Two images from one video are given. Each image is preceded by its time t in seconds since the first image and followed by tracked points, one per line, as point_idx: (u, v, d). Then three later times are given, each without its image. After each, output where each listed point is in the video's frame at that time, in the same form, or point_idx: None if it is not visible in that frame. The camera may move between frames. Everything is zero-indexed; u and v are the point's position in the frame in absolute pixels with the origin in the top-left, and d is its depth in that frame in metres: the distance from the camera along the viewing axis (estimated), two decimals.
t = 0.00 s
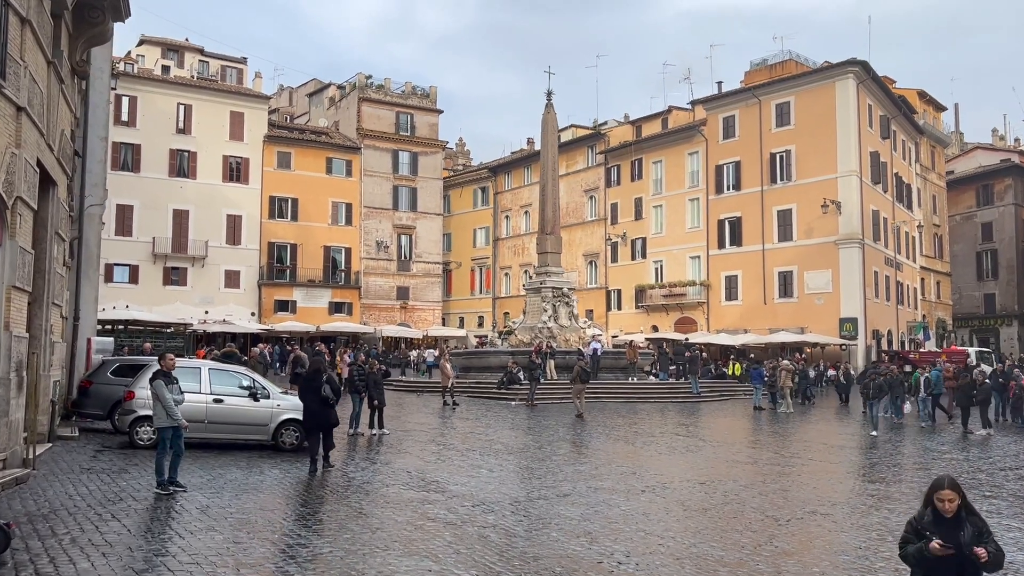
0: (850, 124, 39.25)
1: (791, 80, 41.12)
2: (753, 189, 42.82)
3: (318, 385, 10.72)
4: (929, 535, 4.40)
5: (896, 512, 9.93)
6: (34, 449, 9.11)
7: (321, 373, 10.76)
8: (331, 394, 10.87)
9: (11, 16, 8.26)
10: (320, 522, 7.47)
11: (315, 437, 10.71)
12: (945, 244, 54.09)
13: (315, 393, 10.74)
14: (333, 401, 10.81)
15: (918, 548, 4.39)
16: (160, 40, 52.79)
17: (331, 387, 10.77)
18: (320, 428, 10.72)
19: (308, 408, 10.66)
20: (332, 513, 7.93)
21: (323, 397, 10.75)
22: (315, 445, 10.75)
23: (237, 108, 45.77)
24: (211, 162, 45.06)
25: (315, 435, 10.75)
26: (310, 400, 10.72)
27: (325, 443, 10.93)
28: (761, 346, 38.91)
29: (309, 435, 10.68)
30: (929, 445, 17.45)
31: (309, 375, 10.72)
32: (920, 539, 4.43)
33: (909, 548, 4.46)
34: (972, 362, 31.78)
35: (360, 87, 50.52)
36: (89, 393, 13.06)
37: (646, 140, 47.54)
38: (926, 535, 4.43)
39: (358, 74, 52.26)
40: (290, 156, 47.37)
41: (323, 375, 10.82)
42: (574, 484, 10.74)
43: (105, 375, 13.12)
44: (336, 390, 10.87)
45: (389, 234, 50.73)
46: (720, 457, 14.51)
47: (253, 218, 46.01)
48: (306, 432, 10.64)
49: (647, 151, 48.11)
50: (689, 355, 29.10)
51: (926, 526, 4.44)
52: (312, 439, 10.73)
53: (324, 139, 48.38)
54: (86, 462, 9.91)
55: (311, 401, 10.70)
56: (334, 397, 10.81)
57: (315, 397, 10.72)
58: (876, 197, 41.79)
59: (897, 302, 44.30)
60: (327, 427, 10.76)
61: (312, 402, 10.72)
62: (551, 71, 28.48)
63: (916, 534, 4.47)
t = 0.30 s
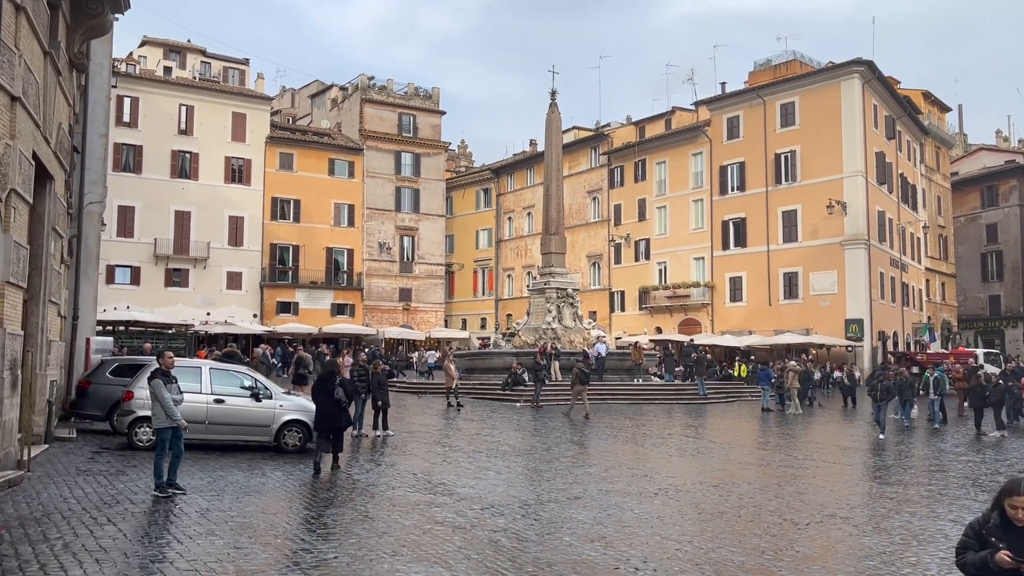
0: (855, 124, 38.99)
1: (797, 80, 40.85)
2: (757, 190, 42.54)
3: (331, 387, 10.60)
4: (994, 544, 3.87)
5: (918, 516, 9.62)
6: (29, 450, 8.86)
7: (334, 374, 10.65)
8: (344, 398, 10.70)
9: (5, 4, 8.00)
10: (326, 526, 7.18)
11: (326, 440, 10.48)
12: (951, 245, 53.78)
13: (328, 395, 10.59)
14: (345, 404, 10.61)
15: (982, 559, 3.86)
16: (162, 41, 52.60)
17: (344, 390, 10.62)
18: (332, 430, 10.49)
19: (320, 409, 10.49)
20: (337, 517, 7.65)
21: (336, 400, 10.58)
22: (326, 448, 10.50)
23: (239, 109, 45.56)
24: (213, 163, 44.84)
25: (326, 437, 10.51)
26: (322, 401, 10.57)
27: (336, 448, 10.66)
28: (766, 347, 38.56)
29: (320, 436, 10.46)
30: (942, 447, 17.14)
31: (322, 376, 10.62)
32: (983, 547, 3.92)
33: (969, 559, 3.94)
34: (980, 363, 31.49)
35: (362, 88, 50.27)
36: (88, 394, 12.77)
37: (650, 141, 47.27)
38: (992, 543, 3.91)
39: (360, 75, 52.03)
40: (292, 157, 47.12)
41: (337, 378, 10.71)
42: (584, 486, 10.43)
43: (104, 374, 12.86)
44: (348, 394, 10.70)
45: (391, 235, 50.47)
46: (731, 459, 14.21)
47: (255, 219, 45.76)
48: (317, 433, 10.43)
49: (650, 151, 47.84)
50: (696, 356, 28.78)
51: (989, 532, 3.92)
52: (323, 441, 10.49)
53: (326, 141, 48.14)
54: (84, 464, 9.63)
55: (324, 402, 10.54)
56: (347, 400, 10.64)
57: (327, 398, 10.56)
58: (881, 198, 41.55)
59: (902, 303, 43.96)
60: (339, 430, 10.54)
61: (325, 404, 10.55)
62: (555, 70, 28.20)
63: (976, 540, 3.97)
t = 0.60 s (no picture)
0: (862, 125, 38.69)
1: (802, 81, 40.56)
2: (763, 192, 42.23)
3: (343, 391, 10.54)
4: None
5: (942, 527, 9.27)
6: (22, 460, 8.55)
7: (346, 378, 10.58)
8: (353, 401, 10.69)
9: None
10: (330, 540, 6.86)
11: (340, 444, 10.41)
12: (957, 247, 53.46)
13: (340, 399, 10.52)
14: (359, 406, 10.60)
15: None
16: (163, 42, 52.36)
17: (355, 392, 10.59)
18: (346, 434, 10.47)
19: (335, 414, 10.42)
20: (342, 530, 7.33)
21: (348, 402, 10.53)
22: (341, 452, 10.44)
23: (241, 111, 45.30)
24: (214, 165, 44.57)
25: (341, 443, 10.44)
26: (335, 406, 10.49)
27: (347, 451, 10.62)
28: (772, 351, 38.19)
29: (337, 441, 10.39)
30: (958, 453, 16.81)
31: (335, 380, 10.53)
32: None
33: None
34: (989, 366, 31.19)
35: (364, 90, 50.01)
36: (84, 400, 12.47)
37: (653, 143, 46.98)
38: None
39: (362, 77, 51.76)
40: (293, 159, 46.84)
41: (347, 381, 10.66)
42: (596, 496, 10.10)
43: (101, 380, 12.55)
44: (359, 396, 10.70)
45: (393, 238, 50.21)
46: (743, 466, 13.88)
47: (257, 221, 45.47)
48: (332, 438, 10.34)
49: (654, 153, 47.54)
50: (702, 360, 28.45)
51: None
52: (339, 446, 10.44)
53: (328, 143, 47.86)
54: (79, 474, 9.29)
55: (337, 406, 10.46)
56: (360, 402, 10.62)
57: (341, 403, 10.50)
58: (888, 200, 41.26)
59: (909, 306, 43.65)
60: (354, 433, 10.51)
61: (337, 407, 10.47)
62: (560, 70, 27.89)
63: None
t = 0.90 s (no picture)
0: (867, 124, 38.40)
1: (807, 80, 40.27)
2: (767, 192, 41.94)
3: (353, 394, 10.32)
4: None
5: (968, 532, 8.95)
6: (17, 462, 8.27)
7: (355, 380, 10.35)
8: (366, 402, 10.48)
9: None
10: (337, 546, 6.58)
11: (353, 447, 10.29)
12: (962, 248, 53.15)
13: (351, 401, 10.34)
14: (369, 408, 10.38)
15: None
16: (164, 42, 52.13)
17: (365, 394, 10.35)
18: (358, 437, 10.31)
19: (346, 418, 10.27)
20: (349, 535, 7.05)
21: (358, 405, 10.33)
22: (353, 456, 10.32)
23: (242, 111, 45.07)
24: (216, 165, 44.33)
25: (353, 446, 10.31)
26: (346, 409, 10.35)
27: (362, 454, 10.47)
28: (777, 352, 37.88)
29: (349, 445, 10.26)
30: (973, 454, 16.49)
31: (344, 383, 10.32)
32: None
33: None
34: (998, 367, 30.86)
35: (366, 89, 49.74)
36: (83, 401, 12.18)
37: (657, 143, 46.71)
38: None
39: (364, 77, 51.52)
40: (295, 159, 46.58)
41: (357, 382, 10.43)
42: (609, 499, 9.80)
43: (99, 380, 12.27)
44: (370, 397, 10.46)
45: (395, 239, 49.96)
46: (755, 468, 13.58)
47: (258, 222, 45.21)
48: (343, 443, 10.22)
49: (658, 153, 47.27)
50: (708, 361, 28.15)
51: None
52: (351, 450, 10.32)
53: (330, 143, 47.60)
54: (76, 476, 9.02)
55: (348, 409, 10.30)
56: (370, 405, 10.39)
57: (352, 406, 10.32)
58: (894, 200, 40.96)
59: (914, 307, 43.35)
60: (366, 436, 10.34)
61: (348, 410, 10.30)
62: (564, 68, 27.64)
63: None
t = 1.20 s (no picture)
0: (872, 125, 38.13)
1: (811, 80, 40.02)
2: (771, 193, 41.67)
3: (360, 395, 10.63)
4: None
5: (990, 540, 8.66)
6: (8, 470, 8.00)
7: (363, 381, 10.62)
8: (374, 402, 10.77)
9: None
10: (338, 558, 6.29)
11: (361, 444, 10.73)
12: (966, 249, 52.85)
13: (358, 402, 10.69)
14: (375, 409, 10.70)
15: None
16: (164, 43, 51.89)
17: (372, 395, 10.62)
18: (365, 437, 10.71)
19: (352, 418, 10.67)
20: (351, 545, 6.77)
21: (365, 405, 10.66)
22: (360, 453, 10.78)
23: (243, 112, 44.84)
24: (216, 166, 44.09)
25: (360, 444, 10.76)
26: (354, 408, 10.73)
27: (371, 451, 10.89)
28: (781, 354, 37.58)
29: (353, 443, 10.71)
30: (986, 458, 16.19)
31: (352, 384, 10.64)
32: None
33: None
34: (1005, 370, 30.54)
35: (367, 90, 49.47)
36: (78, 404, 11.91)
37: (659, 144, 46.44)
38: None
39: (365, 77, 51.27)
40: (296, 160, 46.32)
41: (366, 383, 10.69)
42: (618, 506, 9.50)
43: (95, 383, 12.02)
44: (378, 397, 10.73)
45: (396, 240, 49.70)
46: (765, 473, 13.28)
47: (258, 223, 44.95)
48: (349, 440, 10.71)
49: (661, 154, 47.02)
50: (713, 363, 27.85)
51: None
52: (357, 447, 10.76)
53: (331, 144, 47.35)
54: (70, 482, 8.75)
55: (355, 410, 10.69)
56: (376, 405, 10.69)
57: (358, 406, 10.70)
58: (898, 200, 40.70)
59: (919, 308, 43.02)
60: (372, 437, 10.70)
61: (356, 409, 10.68)
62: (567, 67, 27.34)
63: None
